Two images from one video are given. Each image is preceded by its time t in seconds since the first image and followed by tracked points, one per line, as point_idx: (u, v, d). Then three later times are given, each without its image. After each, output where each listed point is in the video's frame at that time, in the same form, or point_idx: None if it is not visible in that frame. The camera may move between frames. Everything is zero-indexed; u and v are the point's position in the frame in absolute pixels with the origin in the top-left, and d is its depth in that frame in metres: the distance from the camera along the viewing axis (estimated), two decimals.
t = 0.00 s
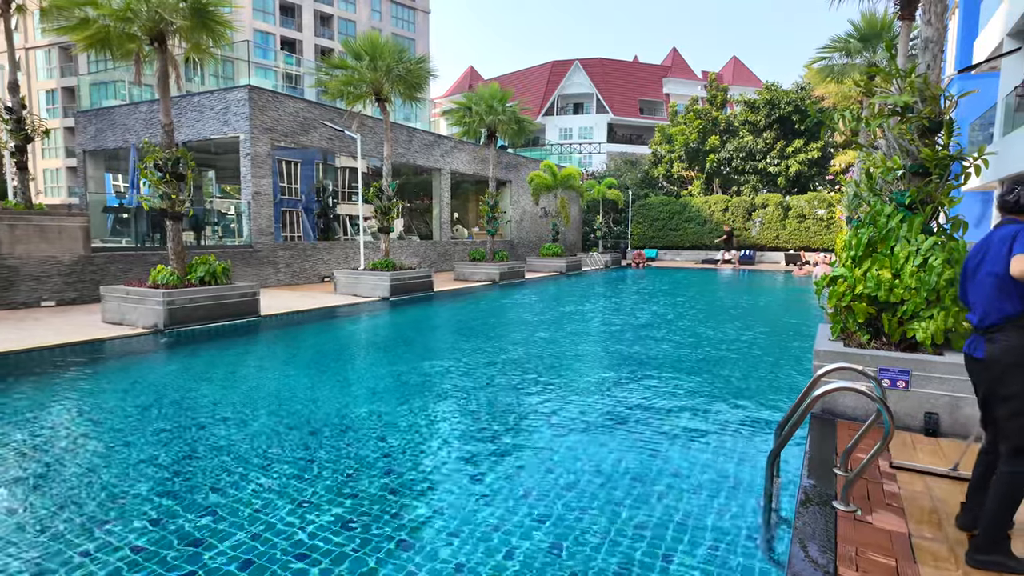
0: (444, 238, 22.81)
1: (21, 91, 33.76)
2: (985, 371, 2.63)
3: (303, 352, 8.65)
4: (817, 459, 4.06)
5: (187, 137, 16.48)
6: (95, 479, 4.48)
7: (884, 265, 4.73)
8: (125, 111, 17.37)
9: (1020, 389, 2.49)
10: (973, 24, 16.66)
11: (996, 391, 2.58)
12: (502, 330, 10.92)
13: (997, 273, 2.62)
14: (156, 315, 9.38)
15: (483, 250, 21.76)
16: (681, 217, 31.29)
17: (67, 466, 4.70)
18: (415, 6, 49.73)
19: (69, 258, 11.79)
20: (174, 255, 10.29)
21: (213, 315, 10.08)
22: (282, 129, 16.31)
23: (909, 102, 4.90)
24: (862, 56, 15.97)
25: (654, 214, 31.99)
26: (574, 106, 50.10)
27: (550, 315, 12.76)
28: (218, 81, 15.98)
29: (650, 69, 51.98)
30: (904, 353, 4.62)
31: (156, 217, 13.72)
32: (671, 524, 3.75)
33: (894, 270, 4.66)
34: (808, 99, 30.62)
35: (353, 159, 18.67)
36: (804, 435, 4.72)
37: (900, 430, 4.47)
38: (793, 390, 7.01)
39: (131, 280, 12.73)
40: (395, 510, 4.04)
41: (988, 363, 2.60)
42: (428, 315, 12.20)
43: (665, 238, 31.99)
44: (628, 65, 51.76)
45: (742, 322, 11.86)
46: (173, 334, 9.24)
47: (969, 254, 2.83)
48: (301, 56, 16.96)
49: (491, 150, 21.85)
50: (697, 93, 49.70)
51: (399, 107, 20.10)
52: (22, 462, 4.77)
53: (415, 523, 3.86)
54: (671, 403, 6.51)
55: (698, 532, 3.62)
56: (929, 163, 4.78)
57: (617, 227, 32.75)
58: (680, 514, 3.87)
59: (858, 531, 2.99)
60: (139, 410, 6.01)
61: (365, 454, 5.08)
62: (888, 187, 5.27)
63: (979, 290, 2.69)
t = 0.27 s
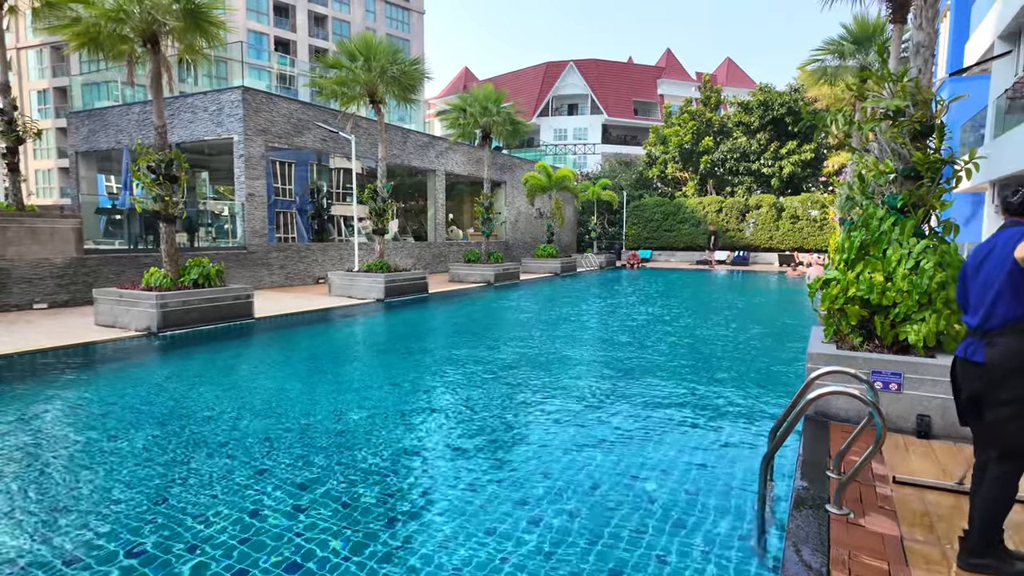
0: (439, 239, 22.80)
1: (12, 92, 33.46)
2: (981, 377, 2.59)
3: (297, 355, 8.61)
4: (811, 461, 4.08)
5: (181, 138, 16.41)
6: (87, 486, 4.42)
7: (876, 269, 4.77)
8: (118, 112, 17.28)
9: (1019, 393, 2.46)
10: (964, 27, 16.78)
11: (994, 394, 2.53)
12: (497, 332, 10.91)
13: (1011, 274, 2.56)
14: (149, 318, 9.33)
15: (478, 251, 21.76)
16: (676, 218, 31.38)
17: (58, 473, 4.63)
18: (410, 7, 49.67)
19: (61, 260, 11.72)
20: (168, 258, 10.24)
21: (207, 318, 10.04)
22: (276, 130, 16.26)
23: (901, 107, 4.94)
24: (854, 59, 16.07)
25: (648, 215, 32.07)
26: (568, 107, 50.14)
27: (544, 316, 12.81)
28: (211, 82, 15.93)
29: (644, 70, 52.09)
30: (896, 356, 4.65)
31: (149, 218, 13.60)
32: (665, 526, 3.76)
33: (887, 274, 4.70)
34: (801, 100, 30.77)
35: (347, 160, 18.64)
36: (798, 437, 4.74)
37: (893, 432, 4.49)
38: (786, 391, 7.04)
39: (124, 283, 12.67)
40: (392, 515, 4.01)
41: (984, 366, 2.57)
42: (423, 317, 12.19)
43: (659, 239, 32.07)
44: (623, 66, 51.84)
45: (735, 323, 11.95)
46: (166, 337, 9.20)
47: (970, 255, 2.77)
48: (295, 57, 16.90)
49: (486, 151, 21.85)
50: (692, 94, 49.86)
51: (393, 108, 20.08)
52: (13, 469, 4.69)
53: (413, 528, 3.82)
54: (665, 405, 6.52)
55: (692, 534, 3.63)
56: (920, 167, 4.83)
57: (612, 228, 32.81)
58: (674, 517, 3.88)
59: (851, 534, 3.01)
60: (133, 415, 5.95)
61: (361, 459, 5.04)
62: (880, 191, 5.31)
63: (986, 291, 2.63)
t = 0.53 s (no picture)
0: (433, 241, 22.80)
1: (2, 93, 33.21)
2: (978, 392, 2.57)
3: (291, 359, 8.59)
4: (803, 467, 4.11)
5: (174, 141, 16.35)
6: (77, 493, 4.36)
7: (867, 275, 4.81)
8: (110, 114, 17.19)
9: (1018, 404, 2.42)
10: (954, 32, 16.92)
11: (992, 407, 2.50)
12: (491, 335, 10.91)
13: (1008, 286, 2.52)
14: (142, 323, 9.29)
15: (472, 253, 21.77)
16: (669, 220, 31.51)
17: (49, 481, 4.56)
18: (404, 9, 49.66)
19: (53, 264, 11.66)
20: (161, 262, 10.20)
21: (200, 322, 10.01)
22: (270, 133, 16.21)
23: (892, 114, 4.99)
24: (846, 63, 16.17)
25: (642, 217, 32.16)
26: (563, 109, 50.20)
27: (538, 319, 12.84)
28: (204, 85, 15.89)
29: (638, 72, 52.23)
30: (887, 361, 4.68)
31: (142, 222, 13.62)
32: (658, 531, 3.77)
33: (877, 280, 4.74)
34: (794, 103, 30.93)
35: (341, 162, 18.61)
36: (790, 443, 4.76)
37: (884, 437, 4.53)
38: (779, 394, 7.08)
39: (117, 286, 12.61)
40: (386, 521, 3.98)
41: (983, 379, 2.54)
42: (417, 321, 12.18)
43: (653, 241, 32.16)
44: (617, 68, 51.96)
45: (728, 326, 12.02)
46: (159, 342, 9.16)
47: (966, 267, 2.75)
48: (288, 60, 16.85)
49: (480, 154, 21.86)
50: (685, 96, 50.05)
51: (388, 111, 20.06)
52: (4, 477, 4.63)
53: (408, 535, 3.79)
54: (659, 409, 6.52)
55: (686, 540, 3.64)
56: (910, 174, 4.88)
57: (606, 230, 32.88)
58: (667, 522, 3.89)
59: (842, 541, 3.03)
60: (126, 421, 5.90)
61: (355, 463, 5.03)
62: (871, 197, 5.36)
63: (981, 302, 2.60)
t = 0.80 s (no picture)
0: (426, 244, 22.78)
1: None
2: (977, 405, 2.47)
3: (282, 363, 8.54)
4: (794, 470, 4.13)
5: (164, 144, 16.24)
6: (64, 502, 4.28)
7: (857, 279, 4.85)
8: (99, 117, 17.06)
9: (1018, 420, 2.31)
10: (942, 38, 17.09)
11: (990, 423, 2.40)
12: (483, 339, 10.89)
13: (1009, 298, 2.40)
14: (132, 327, 9.22)
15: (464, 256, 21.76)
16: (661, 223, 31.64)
17: (35, 489, 4.48)
18: (396, 11, 49.65)
19: (41, 268, 11.55)
20: (151, 265, 10.13)
21: (191, 326, 9.95)
22: (261, 136, 16.14)
23: (880, 119, 5.05)
24: (836, 68, 16.30)
25: (634, 220, 32.27)
26: (555, 112, 50.30)
27: (530, 323, 12.85)
28: (195, 87, 15.82)
29: (630, 75, 52.43)
30: (877, 365, 4.72)
31: (131, 225, 13.41)
32: (650, 535, 3.78)
33: (867, 284, 4.78)
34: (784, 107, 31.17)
35: (333, 165, 18.57)
36: (781, 446, 4.79)
37: (874, 439, 4.57)
38: (769, 398, 7.13)
39: (106, 290, 12.51)
40: (379, 528, 3.94)
41: (982, 393, 2.43)
42: (409, 324, 12.15)
43: (645, 244, 32.28)
44: (609, 71, 52.14)
45: (719, 329, 12.08)
46: (149, 346, 9.09)
47: (963, 277, 2.63)
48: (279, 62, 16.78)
49: (472, 157, 21.86)
50: (677, 100, 50.30)
51: (380, 113, 20.02)
52: None
53: (401, 542, 3.76)
54: (651, 412, 6.54)
55: (678, 544, 3.65)
56: (898, 179, 4.93)
57: (599, 233, 32.97)
58: (660, 526, 3.89)
59: (833, 544, 3.05)
60: (115, 427, 5.82)
61: (346, 467, 5.02)
62: (860, 202, 5.41)
63: (979, 314, 2.49)
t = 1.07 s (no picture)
0: (418, 247, 22.75)
1: None
2: (983, 424, 2.42)
3: (274, 368, 8.49)
4: (786, 474, 4.15)
5: (154, 146, 16.14)
6: (53, 509, 4.22)
7: (848, 283, 4.89)
8: (89, 119, 16.93)
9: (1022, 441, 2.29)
10: (929, 44, 17.29)
11: (995, 441, 2.37)
12: (477, 342, 10.89)
13: (1008, 313, 2.38)
14: (122, 331, 9.15)
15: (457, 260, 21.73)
16: (653, 227, 31.76)
17: (24, 496, 4.42)
18: (388, 14, 49.67)
19: (29, 271, 11.43)
20: (141, 269, 10.05)
21: (181, 330, 9.87)
22: (253, 139, 16.08)
23: (870, 125, 5.09)
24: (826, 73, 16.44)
25: (626, 223, 32.39)
26: (547, 116, 50.43)
27: (523, 327, 12.83)
28: (186, 89, 15.73)
29: (621, 79, 52.66)
30: (869, 368, 4.75)
31: (122, 228, 13.38)
32: (643, 540, 3.77)
33: (857, 288, 4.82)
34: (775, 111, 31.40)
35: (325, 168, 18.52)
36: (773, 450, 4.81)
37: (864, 442, 4.60)
38: (762, 401, 7.17)
39: (95, 294, 12.40)
40: (373, 533, 3.92)
41: (986, 412, 2.39)
42: (401, 328, 12.12)
43: (637, 247, 32.40)
44: (600, 76, 52.37)
45: (711, 333, 12.10)
46: (139, 351, 9.02)
47: (962, 291, 2.61)
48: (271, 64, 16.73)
49: (465, 160, 21.87)
50: (668, 104, 50.58)
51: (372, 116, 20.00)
52: None
53: (395, 547, 3.74)
54: (644, 416, 6.56)
55: (672, 549, 3.65)
56: (889, 184, 4.99)
57: (591, 236, 33.03)
58: (653, 531, 3.89)
59: (824, 548, 3.07)
60: (105, 433, 5.76)
61: (338, 471, 5.00)
62: (849, 207, 5.46)
63: (979, 328, 2.47)
